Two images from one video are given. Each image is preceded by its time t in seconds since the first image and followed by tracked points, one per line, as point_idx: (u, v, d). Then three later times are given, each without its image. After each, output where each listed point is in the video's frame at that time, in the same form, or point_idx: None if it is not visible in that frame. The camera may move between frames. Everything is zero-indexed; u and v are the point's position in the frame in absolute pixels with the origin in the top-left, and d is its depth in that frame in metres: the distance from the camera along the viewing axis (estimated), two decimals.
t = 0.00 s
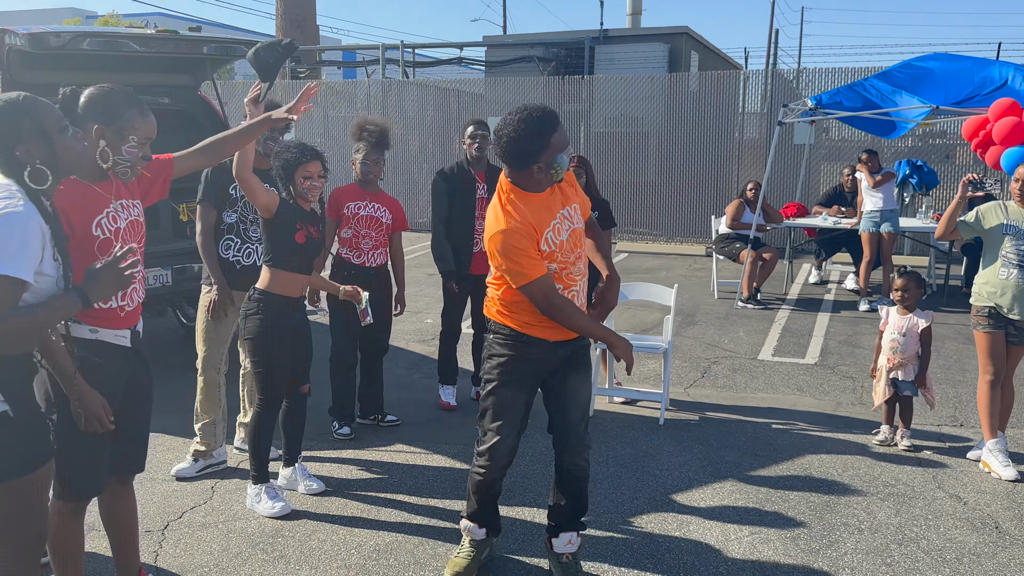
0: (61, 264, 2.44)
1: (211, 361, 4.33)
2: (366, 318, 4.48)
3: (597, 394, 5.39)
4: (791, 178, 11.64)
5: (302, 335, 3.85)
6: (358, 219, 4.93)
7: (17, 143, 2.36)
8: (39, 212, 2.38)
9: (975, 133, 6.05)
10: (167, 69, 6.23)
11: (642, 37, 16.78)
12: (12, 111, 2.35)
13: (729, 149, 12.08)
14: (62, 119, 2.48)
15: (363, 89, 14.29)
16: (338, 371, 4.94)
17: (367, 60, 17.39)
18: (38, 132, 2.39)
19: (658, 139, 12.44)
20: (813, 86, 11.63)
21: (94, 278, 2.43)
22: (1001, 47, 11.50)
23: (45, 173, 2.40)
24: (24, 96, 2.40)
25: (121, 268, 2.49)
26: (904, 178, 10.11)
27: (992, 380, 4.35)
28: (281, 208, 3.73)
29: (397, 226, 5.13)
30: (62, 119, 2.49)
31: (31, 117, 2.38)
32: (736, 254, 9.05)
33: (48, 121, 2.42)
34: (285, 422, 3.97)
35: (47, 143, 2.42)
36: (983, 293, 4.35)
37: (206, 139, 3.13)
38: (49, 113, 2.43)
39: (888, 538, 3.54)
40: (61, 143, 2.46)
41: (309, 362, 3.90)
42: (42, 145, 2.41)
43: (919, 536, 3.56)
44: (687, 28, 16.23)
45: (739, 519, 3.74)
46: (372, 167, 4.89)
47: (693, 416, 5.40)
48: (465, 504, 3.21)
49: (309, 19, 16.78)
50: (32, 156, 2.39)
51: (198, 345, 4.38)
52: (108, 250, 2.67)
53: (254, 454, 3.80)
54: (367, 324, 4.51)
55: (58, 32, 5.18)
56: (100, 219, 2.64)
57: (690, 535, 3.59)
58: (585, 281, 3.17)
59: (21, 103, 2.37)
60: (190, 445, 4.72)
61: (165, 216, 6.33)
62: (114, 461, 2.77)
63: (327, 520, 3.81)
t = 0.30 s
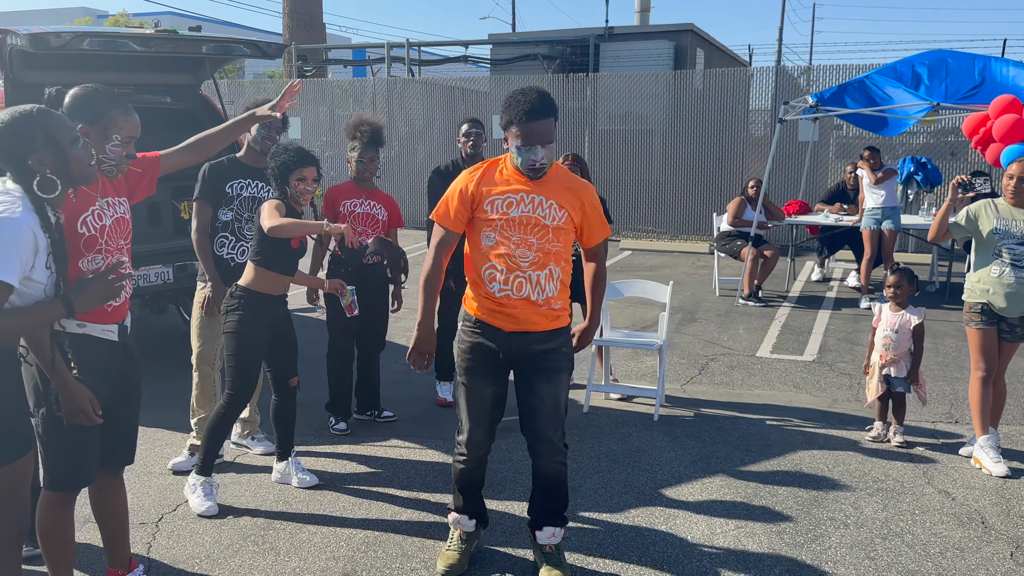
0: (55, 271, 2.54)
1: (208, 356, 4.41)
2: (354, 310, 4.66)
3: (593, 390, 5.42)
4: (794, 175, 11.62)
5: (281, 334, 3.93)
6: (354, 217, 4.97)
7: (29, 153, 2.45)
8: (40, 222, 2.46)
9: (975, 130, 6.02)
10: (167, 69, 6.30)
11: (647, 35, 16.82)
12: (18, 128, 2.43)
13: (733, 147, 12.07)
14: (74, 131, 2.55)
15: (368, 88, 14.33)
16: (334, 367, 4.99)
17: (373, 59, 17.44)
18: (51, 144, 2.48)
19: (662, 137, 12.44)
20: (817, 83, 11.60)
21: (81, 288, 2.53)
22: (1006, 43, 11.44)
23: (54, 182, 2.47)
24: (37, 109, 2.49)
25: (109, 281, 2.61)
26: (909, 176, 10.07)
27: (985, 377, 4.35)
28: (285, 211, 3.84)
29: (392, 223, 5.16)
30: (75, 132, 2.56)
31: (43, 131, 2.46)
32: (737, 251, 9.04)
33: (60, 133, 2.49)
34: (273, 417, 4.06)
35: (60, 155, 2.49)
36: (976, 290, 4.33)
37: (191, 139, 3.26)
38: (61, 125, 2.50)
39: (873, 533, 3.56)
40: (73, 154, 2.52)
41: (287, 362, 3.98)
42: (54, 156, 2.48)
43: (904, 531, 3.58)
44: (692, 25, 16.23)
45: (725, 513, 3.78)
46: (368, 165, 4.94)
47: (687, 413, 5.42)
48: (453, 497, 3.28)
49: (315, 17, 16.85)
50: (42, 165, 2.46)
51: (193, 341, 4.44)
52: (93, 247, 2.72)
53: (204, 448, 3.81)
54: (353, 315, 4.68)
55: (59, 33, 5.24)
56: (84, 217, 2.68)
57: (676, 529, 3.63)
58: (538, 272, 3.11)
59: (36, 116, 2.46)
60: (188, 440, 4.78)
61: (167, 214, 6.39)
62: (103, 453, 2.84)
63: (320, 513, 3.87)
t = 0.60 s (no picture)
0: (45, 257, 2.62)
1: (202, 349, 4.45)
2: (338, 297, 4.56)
3: (589, 382, 5.44)
4: (799, 169, 11.59)
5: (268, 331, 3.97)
6: (351, 211, 5.02)
7: (21, 140, 2.54)
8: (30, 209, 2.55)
9: (976, 124, 5.99)
10: (169, 65, 6.38)
11: (653, 30, 16.82)
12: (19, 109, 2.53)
13: (738, 141, 12.05)
14: (63, 122, 2.66)
15: (374, 83, 14.38)
16: (331, 360, 5.05)
17: (380, 54, 17.48)
18: (42, 132, 2.57)
19: (667, 131, 12.44)
20: (823, 78, 11.56)
21: (73, 272, 2.60)
22: (1013, 36, 11.37)
23: (43, 168, 2.56)
24: (29, 99, 2.58)
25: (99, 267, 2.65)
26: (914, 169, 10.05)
27: (977, 369, 4.35)
28: (246, 212, 3.81)
29: (390, 217, 5.22)
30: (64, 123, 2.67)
31: (34, 119, 2.56)
32: (739, 246, 9.02)
33: (51, 123, 2.59)
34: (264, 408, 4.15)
35: (51, 143, 2.59)
36: (968, 284, 4.35)
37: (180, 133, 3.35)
38: (51, 116, 2.60)
39: (860, 523, 3.58)
40: (63, 143, 2.62)
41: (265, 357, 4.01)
42: (46, 144, 2.58)
43: (891, 521, 3.61)
44: (698, 19, 16.21)
45: (714, 502, 3.81)
46: (364, 159, 4.99)
47: (683, 405, 5.44)
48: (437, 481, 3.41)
49: (323, 13, 16.90)
50: (34, 152, 2.56)
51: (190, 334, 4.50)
52: (83, 239, 2.78)
53: (193, 440, 3.88)
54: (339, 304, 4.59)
55: (59, 29, 5.31)
56: (75, 209, 2.74)
57: (663, 518, 3.66)
58: (489, 266, 3.20)
59: (27, 104, 2.56)
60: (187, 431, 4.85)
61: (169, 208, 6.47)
62: (96, 440, 2.92)
63: (312, 503, 3.92)
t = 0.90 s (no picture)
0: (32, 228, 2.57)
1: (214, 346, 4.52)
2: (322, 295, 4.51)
3: (592, 378, 5.46)
4: (806, 164, 11.56)
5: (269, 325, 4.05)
6: (354, 207, 5.05)
7: None
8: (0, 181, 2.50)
9: (984, 118, 5.88)
10: (176, 62, 6.43)
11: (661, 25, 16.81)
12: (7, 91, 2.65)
13: (745, 135, 12.02)
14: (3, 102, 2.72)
15: (381, 79, 14.42)
16: (336, 355, 5.09)
17: (388, 50, 17.53)
18: None
19: (674, 126, 12.42)
20: (832, 72, 11.52)
21: (70, 238, 2.56)
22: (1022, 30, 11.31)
23: None
24: None
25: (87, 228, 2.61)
26: (922, 165, 10.04)
27: (979, 364, 4.35)
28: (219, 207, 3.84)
29: (393, 213, 5.24)
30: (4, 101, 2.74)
31: None
32: (745, 241, 9.04)
33: None
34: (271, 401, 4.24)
35: None
36: (969, 279, 4.34)
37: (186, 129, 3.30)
38: None
39: (860, 517, 3.60)
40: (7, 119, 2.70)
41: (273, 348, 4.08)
42: None
43: (891, 515, 3.62)
44: (706, 14, 16.19)
45: (713, 496, 3.84)
46: (368, 155, 5.01)
47: (686, 399, 5.45)
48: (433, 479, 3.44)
49: (331, 10, 16.94)
50: None
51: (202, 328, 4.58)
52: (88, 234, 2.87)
53: (197, 434, 3.97)
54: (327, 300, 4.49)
55: (67, 27, 5.36)
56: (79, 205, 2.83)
57: (663, 512, 3.68)
58: (477, 240, 3.16)
59: None
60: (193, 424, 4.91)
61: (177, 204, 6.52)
62: (102, 432, 2.98)
63: (316, 496, 3.96)
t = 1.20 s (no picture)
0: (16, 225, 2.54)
1: (231, 342, 4.57)
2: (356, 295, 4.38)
3: (603, 375, 5.48)
4: (817, 161, 11.52)
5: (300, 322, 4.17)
6: (365, 205, 5.07)
7: None
8: None
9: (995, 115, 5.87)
10: (188, 60, 6.46)
11: (671, 21, 16.80)
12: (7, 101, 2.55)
13: (756, 132, 11.99)
14: None
15: (391, 77, 14.45)
16: (348, 351, 5.13)
17: (398, 48, 17.56)
18: None
19: (684, 123, 12.40)
20: (843, 69, 11.47)
21: (59, 235, 2.52)
22: None
23: None
24: None
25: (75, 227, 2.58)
26: (934, 161, 10.00)
27: (991, 362, 4.34)
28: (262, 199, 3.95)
29: (404, 210, 5.27)
30: None
31: None
32: (755, 238, 9.02)
33: None
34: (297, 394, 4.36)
35: None
36: (981, 277, 4.33)
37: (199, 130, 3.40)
38: None
39: (871, 514, 3.60)
40: None
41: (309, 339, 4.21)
42: None
43: (902, 513, 3.62)
44: (716, 10, 16.15)
45: (723, 493, 3.84)
46: (378, 153, 5.04)
47: (696, 396, 5.45)
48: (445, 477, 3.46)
49: (341, 7, 16.97)
50: None
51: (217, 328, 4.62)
52: (104, 231, 2.91)
53: (219, 429, 4.01)
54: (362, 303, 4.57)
55: (82, 26, 5.41)
56: (96, 203, 2.86)
57: (674, 509, 3.70)
58: (484, 238, 3.18)
59: None
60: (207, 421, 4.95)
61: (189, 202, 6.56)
62: (118, 427, 3.01)
63: (329, 491, 3.99)
